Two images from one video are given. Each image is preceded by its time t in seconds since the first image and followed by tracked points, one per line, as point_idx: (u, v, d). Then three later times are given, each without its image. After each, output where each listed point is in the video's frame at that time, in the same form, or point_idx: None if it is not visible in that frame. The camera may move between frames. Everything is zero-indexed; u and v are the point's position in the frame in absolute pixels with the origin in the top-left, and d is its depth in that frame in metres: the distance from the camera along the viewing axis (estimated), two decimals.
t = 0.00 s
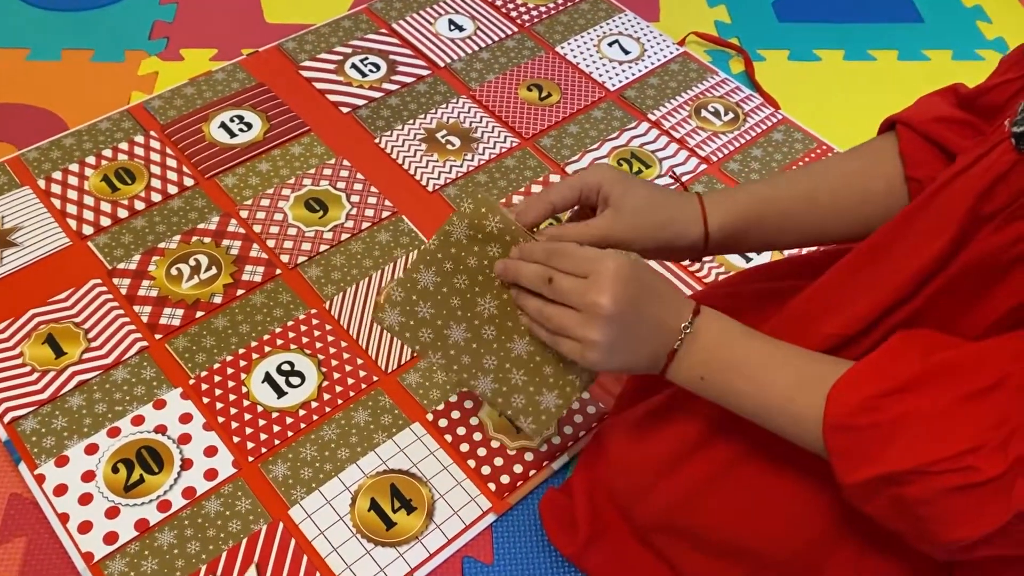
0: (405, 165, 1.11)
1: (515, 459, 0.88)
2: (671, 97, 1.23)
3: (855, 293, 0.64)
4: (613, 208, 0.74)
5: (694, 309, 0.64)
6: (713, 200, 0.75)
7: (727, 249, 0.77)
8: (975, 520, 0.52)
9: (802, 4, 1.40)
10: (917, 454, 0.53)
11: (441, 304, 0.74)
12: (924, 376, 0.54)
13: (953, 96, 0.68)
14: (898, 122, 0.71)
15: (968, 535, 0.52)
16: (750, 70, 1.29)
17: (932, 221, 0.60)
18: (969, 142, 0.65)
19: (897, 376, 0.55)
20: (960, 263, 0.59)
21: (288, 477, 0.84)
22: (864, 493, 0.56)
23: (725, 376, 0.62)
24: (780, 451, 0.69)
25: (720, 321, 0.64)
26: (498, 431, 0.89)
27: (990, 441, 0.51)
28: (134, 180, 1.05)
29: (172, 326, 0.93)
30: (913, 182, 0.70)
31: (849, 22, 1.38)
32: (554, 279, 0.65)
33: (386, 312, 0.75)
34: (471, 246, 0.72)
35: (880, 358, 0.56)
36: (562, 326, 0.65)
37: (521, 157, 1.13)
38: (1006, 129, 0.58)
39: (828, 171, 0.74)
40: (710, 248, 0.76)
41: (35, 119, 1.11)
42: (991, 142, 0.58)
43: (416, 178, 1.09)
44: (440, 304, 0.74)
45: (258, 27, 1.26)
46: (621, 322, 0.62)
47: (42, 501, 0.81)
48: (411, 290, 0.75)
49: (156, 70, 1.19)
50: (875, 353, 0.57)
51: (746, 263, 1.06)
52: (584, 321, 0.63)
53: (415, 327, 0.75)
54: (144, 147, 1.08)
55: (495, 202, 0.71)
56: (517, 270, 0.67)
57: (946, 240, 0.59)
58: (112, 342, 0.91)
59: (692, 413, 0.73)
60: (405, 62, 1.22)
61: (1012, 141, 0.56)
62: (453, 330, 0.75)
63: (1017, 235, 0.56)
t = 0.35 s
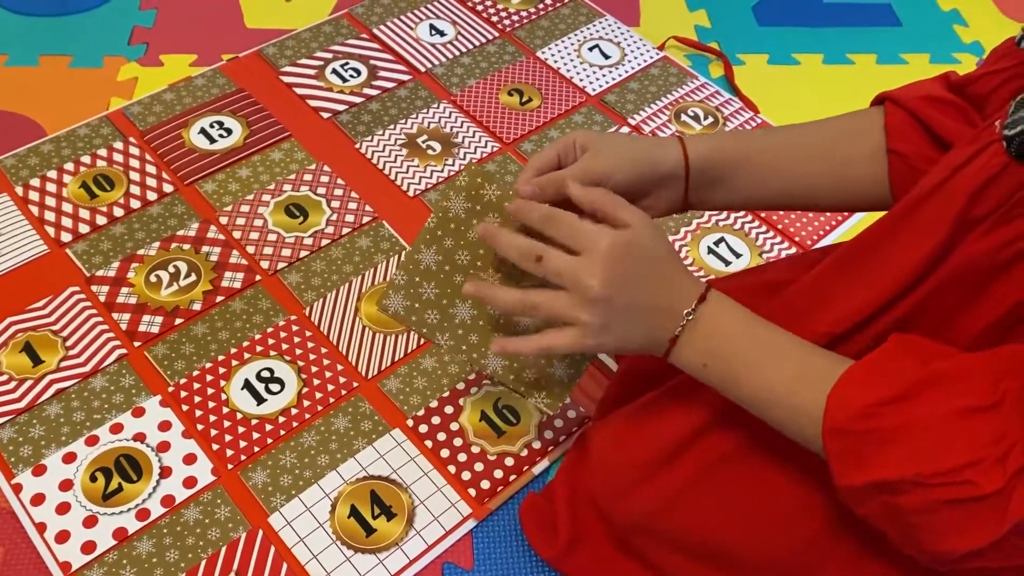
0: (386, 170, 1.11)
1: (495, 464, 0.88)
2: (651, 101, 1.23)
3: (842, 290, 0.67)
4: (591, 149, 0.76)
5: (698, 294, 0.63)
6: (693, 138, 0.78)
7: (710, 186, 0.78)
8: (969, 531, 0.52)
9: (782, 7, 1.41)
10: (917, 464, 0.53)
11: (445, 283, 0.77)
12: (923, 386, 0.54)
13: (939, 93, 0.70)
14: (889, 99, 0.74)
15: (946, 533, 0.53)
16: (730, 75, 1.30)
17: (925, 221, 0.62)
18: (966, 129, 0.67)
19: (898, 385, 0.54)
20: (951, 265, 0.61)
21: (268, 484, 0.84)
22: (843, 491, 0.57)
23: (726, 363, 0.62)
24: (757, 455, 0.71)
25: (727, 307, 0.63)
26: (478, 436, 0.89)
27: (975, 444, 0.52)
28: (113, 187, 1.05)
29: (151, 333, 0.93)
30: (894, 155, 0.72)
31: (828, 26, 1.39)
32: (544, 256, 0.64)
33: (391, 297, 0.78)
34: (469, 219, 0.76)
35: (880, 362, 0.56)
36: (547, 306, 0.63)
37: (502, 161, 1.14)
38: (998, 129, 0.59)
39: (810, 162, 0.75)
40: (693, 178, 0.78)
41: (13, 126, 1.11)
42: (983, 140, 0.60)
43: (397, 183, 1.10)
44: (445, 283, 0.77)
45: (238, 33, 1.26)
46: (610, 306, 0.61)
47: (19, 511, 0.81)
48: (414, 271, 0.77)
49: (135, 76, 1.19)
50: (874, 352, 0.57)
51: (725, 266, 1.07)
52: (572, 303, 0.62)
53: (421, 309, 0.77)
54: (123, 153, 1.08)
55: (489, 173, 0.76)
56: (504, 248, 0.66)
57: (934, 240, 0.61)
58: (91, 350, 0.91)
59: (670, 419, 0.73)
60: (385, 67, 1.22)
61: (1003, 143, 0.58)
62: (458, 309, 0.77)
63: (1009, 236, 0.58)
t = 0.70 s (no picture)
0: (368, 173, 1.11)
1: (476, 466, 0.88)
2: (632, 104, 1.24)
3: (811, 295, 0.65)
4: (573, 138, 0.78)
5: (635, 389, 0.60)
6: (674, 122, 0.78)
7: (692, 168, 0.78)
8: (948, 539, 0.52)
9: (761, 11, 1.43)
10: (912, 512, 0.50)
11: (445, 274, 0.69)
12: (906, 431, 0.50)
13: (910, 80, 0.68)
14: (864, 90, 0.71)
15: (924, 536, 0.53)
16: (710, 78, 1.31)
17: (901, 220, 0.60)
18: (940, 126, 0.64)
19: (874, 439, 0.51)
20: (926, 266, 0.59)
21: (248, 488, 0.84)
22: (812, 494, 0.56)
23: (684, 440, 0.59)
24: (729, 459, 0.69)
25: (670, 390, 0.60)
26: (459, 438, 0.90)
27: (956, 462, 0.49)
28: (94, 191, 1.04)
29: (131, 338, 0.93)
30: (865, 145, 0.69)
31: (807, 29, 1.41)
32: (489, 374, 0.66)
33: (390, 300, 0.68)
34: (458, 205, 0.70)
35: (852, 415, 0.52)
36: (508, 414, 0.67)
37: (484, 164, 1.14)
38: (970, 130, 0.57)
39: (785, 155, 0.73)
40: (676, 158, 0.78)
41: None
42: (956, 141, 0.58)
43: (378, 187, 1.10)
44: (445, 275, 0.69)
45: (220, 36, 1.26)
46: (548, 416, 0.63)
47: None
48: (411, 268, 0.69)
49: (116, 80, 1.18)
50: (837, 405, 0.53)
51: (705, 267, 1.08)
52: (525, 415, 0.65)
53: (424, 306, 0.69)
54: (103, 158, 1.08)
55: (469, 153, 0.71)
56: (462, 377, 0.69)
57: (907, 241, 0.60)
58: (71, 355, 0.91)
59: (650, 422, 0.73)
60: (367, 71, 1.23)
61: (975, 143, 0.56)
62: (464, 299, 0.69)
63: (980, 237, 0.57)
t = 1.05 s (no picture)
0: (353, 180, 1.12)
1: (461, 468, 0.90)
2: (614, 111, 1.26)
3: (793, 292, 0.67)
4: (562, 131, 0.78)
5: (627, 376, 0.61)
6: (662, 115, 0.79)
7: (678, 162, 0.79)
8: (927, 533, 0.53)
9: (741, 18, 1.45)
10: (889, 504, 0.51)
11: (429, 272, 0.70)
12: (886, 423, 0.51)
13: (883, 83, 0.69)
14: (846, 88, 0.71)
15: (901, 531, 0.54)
16: (691, 85, 1.33)
17: (877, 223, 0.61)
18: (918, 126, 0.65)
19: (856, 431, 0.52)
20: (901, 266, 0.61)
21: (236, 491, 0.85)
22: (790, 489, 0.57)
23: (676, 428, 0.60)
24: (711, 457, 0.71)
25: (661, 379, 0.61)
26: (444, 441, 0.91)
27: (935, 452, 0.50)
28: (81, 200, 1.05)
29: (119, 344, 0.94)
30: (846, 143, 0.70)
31: (786, 37, 1.43)
32: (479, 366, 0.65)
33: (373, 297, 0.69)
34: (443, 204, 0.71)
35: (835, 410, 0.53)
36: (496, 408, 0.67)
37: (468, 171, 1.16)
38: (947, 133, 0.58)
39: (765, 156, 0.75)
40: (664, 152, 0.79)
41: None
42: (933, 143, 0.59)
43: (363, 194, 1.11)
44: (428, 274, 0.70)
45: (206, 46, 1.27)
46: (537, 408, 0.63)
47: None
48: (394, 266, 0.70)
49: (102, 89, 1.19)
50: (821, 398, 0.54)
51: (686, 271, 1.09)
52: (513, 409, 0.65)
53: (407, 305, 0.69)
54: (90, 166, 1.09)
55: (454, 153, 0.72)
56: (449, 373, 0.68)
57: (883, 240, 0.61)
58: (58, 361, 0.92)
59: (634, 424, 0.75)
60: (352, 79, 1.24)
61: (952, 146, 0.57)
62: (447, 297, 0.70)
63: (956, 238, 0.57)
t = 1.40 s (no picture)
0: (334, 193, 1.13)
1: (444, 478, 0.90)
2: (593, 121, 1.27)
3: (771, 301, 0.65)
4: (542, 154, 0.78)
5: (622, 392, 0.61)
6: (641, 135, 0.79)
7: (657, 182, 0.80)
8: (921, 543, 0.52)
9: (718, 29, 1.47)
10: (884, 517, 0.50)
11: (415, 300, 0.70)
12: (882, 435, 0.51)
13: (860, 90, 0.69)
14: (822, 98, 0.72)
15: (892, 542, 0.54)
16: (669, 95, 1.34)
17: (864, 228, 0.60)
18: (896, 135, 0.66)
19: (852, 443, 0.51)
20: (888, 274, 0.59)
21: (219, 506, 0.85)
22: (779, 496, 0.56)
23: (670, 444, 0.60)
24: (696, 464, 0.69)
25: (656, 394, 0.61)
26: (427, 451, 0.91)
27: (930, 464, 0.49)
28: (59, 216, 1.05)
29: (99, 360, 0.94)
30: (823, 153, 0.70)
31: (762, 46, 1.45)
32: (473, 387, 0.64)
33: (360, 327, 0.69)
34: (426, 233, 0.72)
35: (831, 421, 0.53)
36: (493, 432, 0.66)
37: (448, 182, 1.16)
38: (930, 145, 0.57)
39: (744, 164, 0.75)
40: (642, 173, 0.79)
41: None
42: (918, 154, 0.58)
43: (344, 206, 1.12)
44: (414, 302, 0.70)
45: (185, 61, 1.27)
46: (534, 427, 0.62)
47: None
48: (379, 296, 0.70)
49: (81, 105, 1.19)
50: (817, 408, 0.54)
51: (666, 278, 1.10)
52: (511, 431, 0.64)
53: (394, 333, 0.69)
54: (69, 182, 1.09)
55: (435, 184, 0.73)
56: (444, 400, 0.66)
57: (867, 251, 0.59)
58: (38, 379, 0.92)
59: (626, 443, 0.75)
60: (331, 92, 1.25)
61: (937, 158, 0.56)
62: (435, 323, 0.69)
63: (941, 248, 0.56)
